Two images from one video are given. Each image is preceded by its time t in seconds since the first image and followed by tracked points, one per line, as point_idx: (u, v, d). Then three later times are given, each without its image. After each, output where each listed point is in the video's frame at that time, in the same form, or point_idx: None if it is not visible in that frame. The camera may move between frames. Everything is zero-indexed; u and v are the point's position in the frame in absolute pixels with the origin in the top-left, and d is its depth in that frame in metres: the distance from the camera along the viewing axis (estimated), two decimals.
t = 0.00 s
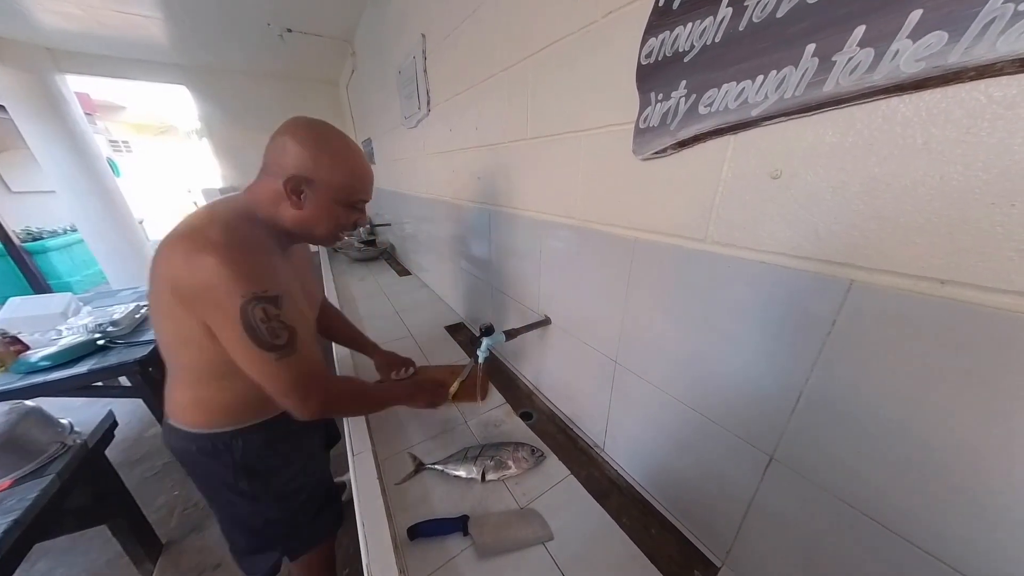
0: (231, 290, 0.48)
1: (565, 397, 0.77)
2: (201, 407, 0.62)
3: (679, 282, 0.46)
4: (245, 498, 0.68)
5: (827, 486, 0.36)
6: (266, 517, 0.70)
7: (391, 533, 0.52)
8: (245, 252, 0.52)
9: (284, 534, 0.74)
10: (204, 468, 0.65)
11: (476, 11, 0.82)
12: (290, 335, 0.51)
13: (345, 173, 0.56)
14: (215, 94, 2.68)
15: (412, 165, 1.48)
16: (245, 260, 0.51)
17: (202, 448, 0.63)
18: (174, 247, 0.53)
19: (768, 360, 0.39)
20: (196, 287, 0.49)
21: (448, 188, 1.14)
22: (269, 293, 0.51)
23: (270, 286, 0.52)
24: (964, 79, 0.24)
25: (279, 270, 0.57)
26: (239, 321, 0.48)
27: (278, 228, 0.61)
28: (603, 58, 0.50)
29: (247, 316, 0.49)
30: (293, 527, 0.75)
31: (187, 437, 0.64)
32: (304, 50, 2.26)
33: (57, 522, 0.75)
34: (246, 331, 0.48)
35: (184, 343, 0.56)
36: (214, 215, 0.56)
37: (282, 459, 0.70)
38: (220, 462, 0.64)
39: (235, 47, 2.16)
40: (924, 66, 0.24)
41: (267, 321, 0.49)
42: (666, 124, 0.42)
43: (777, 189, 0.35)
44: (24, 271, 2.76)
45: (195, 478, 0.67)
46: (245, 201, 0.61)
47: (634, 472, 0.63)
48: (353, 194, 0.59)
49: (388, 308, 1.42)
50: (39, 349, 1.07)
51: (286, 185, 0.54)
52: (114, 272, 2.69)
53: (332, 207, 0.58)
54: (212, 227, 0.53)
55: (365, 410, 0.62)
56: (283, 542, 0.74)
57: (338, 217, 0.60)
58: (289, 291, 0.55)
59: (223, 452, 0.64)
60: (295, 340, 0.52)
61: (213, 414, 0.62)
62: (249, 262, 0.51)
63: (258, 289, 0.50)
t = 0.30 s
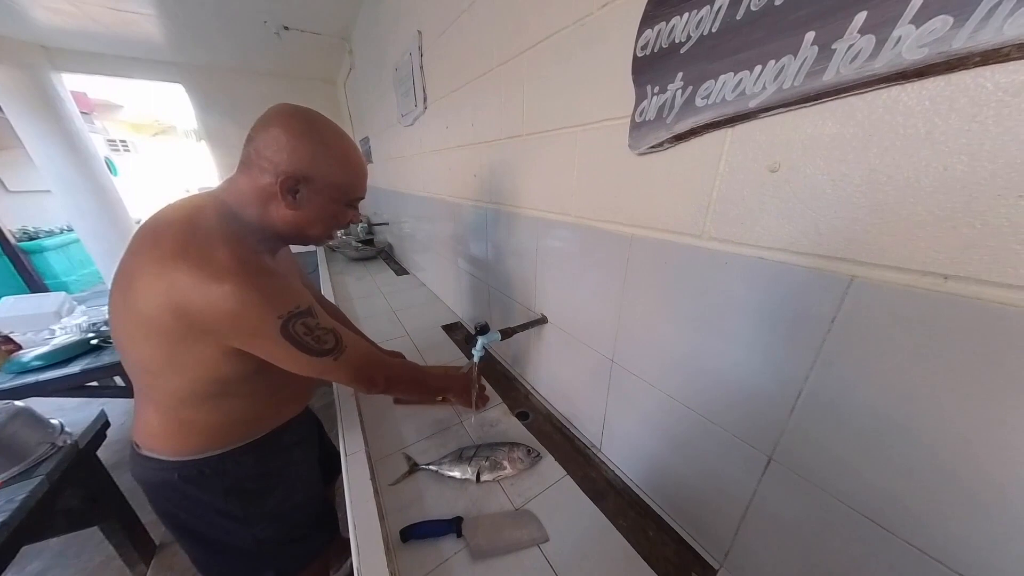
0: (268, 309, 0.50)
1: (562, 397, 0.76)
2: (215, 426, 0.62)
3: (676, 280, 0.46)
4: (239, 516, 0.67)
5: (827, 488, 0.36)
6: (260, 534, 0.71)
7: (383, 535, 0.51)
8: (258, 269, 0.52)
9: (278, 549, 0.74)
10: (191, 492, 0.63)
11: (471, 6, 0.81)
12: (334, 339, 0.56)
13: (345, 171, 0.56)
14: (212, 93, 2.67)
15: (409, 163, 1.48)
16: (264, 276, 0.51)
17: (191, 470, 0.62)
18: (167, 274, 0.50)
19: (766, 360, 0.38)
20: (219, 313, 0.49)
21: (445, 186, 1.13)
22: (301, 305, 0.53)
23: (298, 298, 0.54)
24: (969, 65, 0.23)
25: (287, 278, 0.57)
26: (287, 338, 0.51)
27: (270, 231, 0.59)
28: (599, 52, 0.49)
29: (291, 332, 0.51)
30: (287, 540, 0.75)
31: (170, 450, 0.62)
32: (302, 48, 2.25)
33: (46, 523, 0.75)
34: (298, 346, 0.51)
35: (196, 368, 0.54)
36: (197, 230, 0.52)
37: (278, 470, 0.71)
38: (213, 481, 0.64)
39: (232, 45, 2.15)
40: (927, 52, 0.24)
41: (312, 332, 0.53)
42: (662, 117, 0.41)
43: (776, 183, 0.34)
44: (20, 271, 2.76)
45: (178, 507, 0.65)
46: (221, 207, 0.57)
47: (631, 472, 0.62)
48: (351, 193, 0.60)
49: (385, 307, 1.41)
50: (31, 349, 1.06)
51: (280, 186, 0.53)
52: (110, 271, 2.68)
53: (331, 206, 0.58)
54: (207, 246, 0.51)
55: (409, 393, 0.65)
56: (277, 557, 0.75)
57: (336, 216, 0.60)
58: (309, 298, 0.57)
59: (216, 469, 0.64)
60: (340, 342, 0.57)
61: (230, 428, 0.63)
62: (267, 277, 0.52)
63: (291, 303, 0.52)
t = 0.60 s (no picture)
0: (258, 299, 0.49)
1: (563, 398, 0.76)
2: (218, 425, 0.61)
3: (678, 282, 0.46)
4: (253, 515, 0.68)
5: (830, 489, 0.36)
6: (274, 532, 0.71)
7: (385, 535, 0.51)
8: (254, 258, 0.52)
9: (291, 547, 0.75)
10: (205, 492, 0.64)
11: (472, 6, 0.81)
12: (327, 335, 0.55)
13: (341, 159, 0.55)
14: (212, 93, 2.67)
15: (409, 163, 1.48)
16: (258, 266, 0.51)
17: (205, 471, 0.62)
18: (166, 266, 0.50)
19: (768, 361, 0.38)
20: (212, 302, 0.48)
21: (446, 187, 1.13)
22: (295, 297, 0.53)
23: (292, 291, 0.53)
24: (974, 68, 0.23)
25: (285, 271, 0.57)
26: (277, 331, 0.50)
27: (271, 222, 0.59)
28: (601, 53, 0.49)
29: (282, 324, 0.50)
30: (299, 539, 0.76)
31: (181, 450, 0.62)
32: (302, 48, 2.25)
33: (48, 524, 0.75)
34: (287, 339, 0.50)
35: (193, 362, 0.54)
36: (197, 220, 0.53)
37: (293, 471, 0.71)
38: (228, 482, 0.64)
39: (233, 46, 2.15)
40: (932, 55, 0.24)
41: (304, 326, 0.52)
42: (665, 118, 0.41)
43: (779, 184, 0.34)
44: (20, 271, 2.76)
45: (192, 505, 0.65)
46: (223, 199, 0.58)
47: (633, 473, 0.62)
48: (349, 183, 0.59)
49: (386, 307, 1.41)
50: (32, 350, 1.06)
51: (275, 170, 0.53)
52: (111, 272, 2.68)
53: (328, 195, 0.57)
54: (204, 235, 0.51)
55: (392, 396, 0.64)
56: (289, 555, 0.75)
57: (334, 207, 0.60)
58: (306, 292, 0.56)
59: (231, 470, 0.64)
60: (333, 339, 0.56)
61: (235, 428, 0.62)
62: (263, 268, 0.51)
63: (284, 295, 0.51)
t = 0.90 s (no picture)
0: (216, 279, 0.46)
1: (561, 398, 0.76)
2: (204, 413, 0.60)
3: (674, 283, 0.46)
4: (257, 512, 0.68)
5: (824, 490, 0.36)
6: (277, 529, 0.71)
7: (381, 535, 0.51)
8: (229, 239, 0.50)
9: (292, 544, 0.75)
10: (210, 487, 0.64)
11: (470, 7, 0.81)
12: (283, 328, 0.51)
13: (324, 145, 0.54)
14: (213, 93, 2.67)
15: (408, 164, 1.48)
16: (230, 247, 0.49)
17: (211, 468, 0.62)
18: (145, 245, 0.50)
19: (763, 361, 0.38)
20: (174, 279, 0.47)
21: (445, 187, 1.13)
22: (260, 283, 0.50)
23: (259, 276, 0.50)
24: (965, 68, 0.23)
25: (266, 257, 0.55)
26: (227, 314, 0.46)
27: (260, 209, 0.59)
28: (597, 53, 0.50)
29: (236, 310, 0.47)
30: (301, 537, 0.76)
31: (183, 447, 0.62)
32: (302, 49, 2.25)
33: (46, 524, 0.75)
34: (236, 325, 0.46)
35: (169, 344, 0.53)
36: (192, 203, 0.54)
37: (300, 470, 0.71)
38: (235, 479, 0.64)
39: (233, 46, 2.15)
40: (924, 55, 0.24)
41: (259, 314, 0.48)
42: (660, 119, 0.41)
43: (774, 184, 0.34)
44: (21, 271, 2.77)
45: (199, 498, 0.65)
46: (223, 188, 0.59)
47: (630, 474, 0.62)
48: (333, 169, 0.57)
49: (385, 307, 1.41)
50: (31, 350, 1.06)
51: (259, 155, 0.53)
52: (111, 272, 2.68)
53: (310, 181, 0.56)
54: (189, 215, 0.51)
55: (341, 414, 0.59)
56: (290, 552, 0.75)
57: (318, 195, 0.58)
58: (278, 280, 0.54)
59: (238, 467, 0.64)
60: (289, 334, 0.51)
61: (218, 419, 0.61)
62: (234, 249, 0.49)
63: (247, 278, 0.49)
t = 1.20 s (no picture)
0: (179, 262, 0.45)
1: (560, 398, 0.76)
2: (195, 400, 0.61)
3: (673, 283, 0.46)
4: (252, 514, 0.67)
5: (821, 490, 0.36)
6: (273, 529, 0.71)
7: (380, 534, 0.51)
8: (206, 225, 0.49)
9: (288, 544, 0.75)
10: (207, 479, 0.64)
11: (470, 7, 0.81)
12: (240, 319, 0.47)
13: (306, 134, 0.53)
14: (215, 94, 2.68)
15: (409, 163, 1.48)
16: (204, 232, 0.48)
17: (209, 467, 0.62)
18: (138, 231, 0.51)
19: (760, 360, 0.38)
20: (150, 261, 0.47)
21: (445, 187, 1.14)
22: (224, 270, 0.47)
23: (227, 263, 0.48)
24: (960, 69, 0.23)
25: (248, 247, 0.54)
26: (184, 299, 0.44)
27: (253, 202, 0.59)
28: (596, 54, 0.50)
29: (193, 295, 0.45)
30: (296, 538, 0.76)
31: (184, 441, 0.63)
32: (303, 49, 2.26)
33: (49, 521, 0.75)
34: (189, 310, 0.44)
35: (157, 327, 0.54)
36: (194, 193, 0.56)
37: (297, 476, 0.70)
38: (230, 481, 0.63)
39: (235, 46, 2.16)
40: (919, 56, 0.24)
41: (214, 301, 0.45)
42: (658, 119, 0.41)
43: (770, 185, 0.34)
44: (24, 270, 2.79)
45: (202, 488, 0.67)
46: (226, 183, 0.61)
47: (629, 474, 0.62)
48: (316, 158, 0.55)
49: (386, 307, 1.42)
50: (34, 349, 1.07)
51: (248, 147, 0.54)
52: (114, 271, 2.70)
53: (294, 171, 0.55)
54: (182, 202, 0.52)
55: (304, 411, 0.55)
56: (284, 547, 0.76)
57: (303, 185, 0.57)
58: (252, 268, 0.51)
59: (234, 472, 0.63)
60: (246, 326, 0.47)
61: (206, 408, 0.60)
62: (208, 234, 0.48)
63: (211, 264, 0.46)
